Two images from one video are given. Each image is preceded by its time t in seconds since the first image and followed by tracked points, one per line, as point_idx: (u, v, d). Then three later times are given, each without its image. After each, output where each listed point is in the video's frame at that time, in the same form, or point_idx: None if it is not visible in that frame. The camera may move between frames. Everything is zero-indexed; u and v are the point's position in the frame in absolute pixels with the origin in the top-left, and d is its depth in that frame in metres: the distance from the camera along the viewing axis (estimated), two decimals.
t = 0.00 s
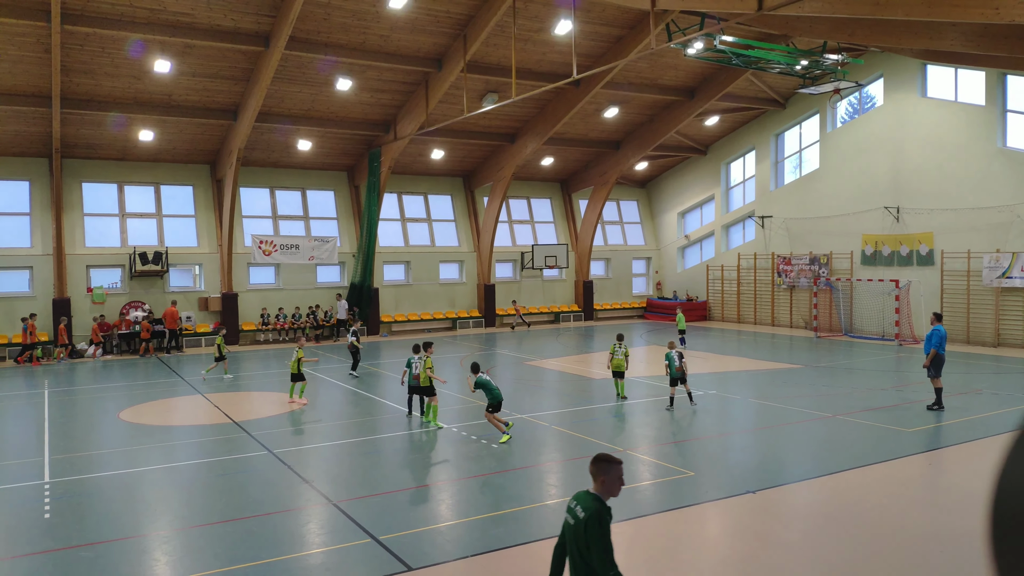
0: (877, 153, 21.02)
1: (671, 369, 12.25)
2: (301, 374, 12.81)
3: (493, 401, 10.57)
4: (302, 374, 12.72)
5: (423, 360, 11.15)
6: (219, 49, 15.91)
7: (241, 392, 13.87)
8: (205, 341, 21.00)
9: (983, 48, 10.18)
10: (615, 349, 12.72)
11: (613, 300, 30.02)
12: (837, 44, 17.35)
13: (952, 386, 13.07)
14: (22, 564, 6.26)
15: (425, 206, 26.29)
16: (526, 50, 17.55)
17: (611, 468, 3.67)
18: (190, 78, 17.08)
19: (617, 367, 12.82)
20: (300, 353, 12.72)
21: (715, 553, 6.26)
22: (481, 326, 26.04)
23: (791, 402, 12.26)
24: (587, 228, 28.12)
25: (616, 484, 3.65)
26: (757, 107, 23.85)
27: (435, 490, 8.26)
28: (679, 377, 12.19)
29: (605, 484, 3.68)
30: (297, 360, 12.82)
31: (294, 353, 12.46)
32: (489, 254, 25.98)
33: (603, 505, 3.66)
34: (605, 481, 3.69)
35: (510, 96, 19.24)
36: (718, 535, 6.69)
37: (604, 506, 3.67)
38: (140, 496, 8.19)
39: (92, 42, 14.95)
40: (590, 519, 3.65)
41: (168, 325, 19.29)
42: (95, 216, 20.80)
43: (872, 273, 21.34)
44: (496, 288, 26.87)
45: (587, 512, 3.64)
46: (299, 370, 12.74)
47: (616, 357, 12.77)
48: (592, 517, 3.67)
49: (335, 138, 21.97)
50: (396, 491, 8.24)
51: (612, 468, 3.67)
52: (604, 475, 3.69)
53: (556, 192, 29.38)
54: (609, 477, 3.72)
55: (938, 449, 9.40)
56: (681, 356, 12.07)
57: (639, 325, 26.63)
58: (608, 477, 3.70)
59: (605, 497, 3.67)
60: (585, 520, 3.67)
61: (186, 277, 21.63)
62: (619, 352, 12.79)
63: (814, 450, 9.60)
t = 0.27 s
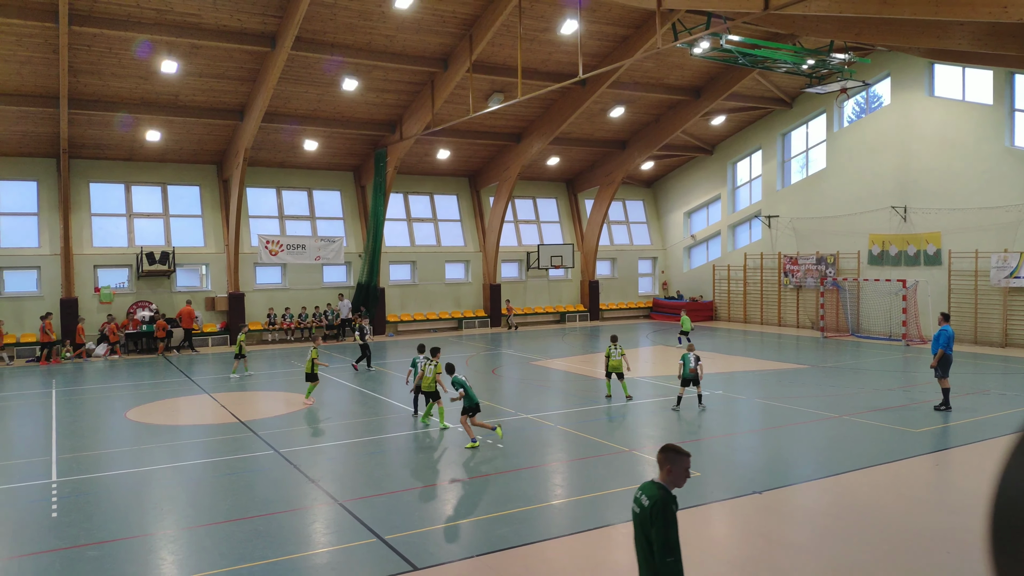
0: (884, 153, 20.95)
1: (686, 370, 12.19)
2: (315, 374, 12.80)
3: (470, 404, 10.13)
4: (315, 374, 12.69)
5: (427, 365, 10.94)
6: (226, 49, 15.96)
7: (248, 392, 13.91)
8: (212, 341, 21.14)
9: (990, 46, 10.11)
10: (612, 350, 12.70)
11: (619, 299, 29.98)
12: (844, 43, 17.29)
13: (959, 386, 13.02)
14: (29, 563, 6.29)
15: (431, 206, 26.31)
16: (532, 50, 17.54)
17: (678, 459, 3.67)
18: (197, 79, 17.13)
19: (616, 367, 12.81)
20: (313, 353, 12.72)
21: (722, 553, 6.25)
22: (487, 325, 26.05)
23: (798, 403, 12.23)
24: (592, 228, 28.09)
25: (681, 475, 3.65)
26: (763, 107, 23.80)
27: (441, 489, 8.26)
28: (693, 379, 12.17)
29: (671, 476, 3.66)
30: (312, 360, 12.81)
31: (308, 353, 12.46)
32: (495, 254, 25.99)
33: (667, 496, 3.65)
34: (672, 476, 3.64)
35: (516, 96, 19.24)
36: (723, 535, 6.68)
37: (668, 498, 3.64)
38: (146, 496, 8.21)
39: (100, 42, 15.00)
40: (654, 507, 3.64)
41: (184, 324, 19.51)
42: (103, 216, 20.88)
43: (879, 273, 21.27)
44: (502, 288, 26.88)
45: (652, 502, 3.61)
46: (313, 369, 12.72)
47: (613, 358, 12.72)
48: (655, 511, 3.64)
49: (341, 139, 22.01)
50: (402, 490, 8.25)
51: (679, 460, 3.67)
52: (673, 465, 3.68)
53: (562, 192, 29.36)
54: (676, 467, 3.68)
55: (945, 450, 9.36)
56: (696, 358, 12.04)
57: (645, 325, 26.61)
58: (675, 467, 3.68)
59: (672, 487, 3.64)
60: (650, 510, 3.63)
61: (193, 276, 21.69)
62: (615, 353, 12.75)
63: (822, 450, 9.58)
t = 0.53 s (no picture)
0: (889, 152, 20.90)
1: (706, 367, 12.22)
2: (329, 375, 12.73)
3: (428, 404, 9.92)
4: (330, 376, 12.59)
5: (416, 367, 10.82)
6: (231, 50, 16.00)
7: (253, 392, 13.93)
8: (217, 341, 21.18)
9: (996, 46, 10.08)
10: (609, 349, 12.79)
11: (623, 299, 29.96)
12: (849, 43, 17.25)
13: (965, 386, 12.97)
14: (35, 562, 6.31)
15: (435, 206, 26.33)
16: (536, 50, 17.54)
17: (743, 463, 3.90)
18: (202, 79, 17.17)
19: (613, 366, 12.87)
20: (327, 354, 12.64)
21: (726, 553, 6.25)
22: (491, 325, 26.05)
23: (803, 403, 12.20)
24: (597, 228, 28.07)
25: (743, 480, 3.94)
26: (768, 106, 23.76)
27: (444, 489, 8.28)
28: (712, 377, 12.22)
29: (734, 481, 3.93)
30: (326, 360, 12.74)
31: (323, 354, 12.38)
32: (499, 254, 25.99)
33: (729, 498, 3.91)
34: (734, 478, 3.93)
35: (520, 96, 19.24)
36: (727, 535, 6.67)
37: (731, 502, 3.91)
38: (151, 495, 8.23)
39: (105, 43, 15.04)
40: (719, 510, 3.82)
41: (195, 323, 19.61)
42: (108, 216, 20.94)
43: (884, 273, 21.21)
44: (506, 288, 26.88)
45: (713, 506, 3.89)
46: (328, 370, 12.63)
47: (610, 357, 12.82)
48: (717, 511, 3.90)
49: (345, 139, 22.03)
50: (406, 490, 8.25)
51: (743, 466, 3.90)
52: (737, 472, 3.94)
53: (566, 192, 29.35)
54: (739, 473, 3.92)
55: (950, 450, 9.34)
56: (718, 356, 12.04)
57: (649, 325, 26.58)
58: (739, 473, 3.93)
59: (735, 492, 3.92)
60: (713, 513, 3.84)
61: (198, 276, 21.79)
62: (612, 352, 12.83)
63: (827, 451, 9.55)
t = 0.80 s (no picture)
0: (892, 152, 20.87)
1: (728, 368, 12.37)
2: (334, 375, 12.78)
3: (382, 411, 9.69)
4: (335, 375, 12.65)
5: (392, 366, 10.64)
6: (234, 50, 16.02)
7: (257, 391, 13.95)
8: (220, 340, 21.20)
9: (1000, 45, 10.05)
10: (605, 349, 12.85)
11: (626, 299, 29.94)
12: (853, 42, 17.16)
13: (968, 386, 12.94)
14: (39, 561, 6.32)
15: (438, 206, 26.34)
16: (539, 50, 17.54)
17: (814, 463, 3.79)
18: (205, 79, 17.18)
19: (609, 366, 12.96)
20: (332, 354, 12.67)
21: (728, 553, 6.24)
22: (494, 325, 26.05)
23: (806, 403, 12.19)
24: (599, 228, 28.07)
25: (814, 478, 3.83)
26: (771, 106, 23.75)
27: (447, 489, 8.28)
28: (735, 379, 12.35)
29: (807, 479, 3.77)
30: (332, 360, 12.77)
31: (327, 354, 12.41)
32: (502, 254, 25.99)
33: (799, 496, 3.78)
34: (803, 472, 3.86)
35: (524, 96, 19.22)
36: (730, 535, 6.67)
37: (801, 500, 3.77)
38: (155, 494, 8.24)
39: (109, 43, 15.06)
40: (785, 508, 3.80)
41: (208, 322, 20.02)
42: (112, 216, 20.98)
43: (888, 272, 21.18)
44: (509, 288, 26.89)
45: (783, 502, 3.80)
46: (333, 370, 12.68)
47: (606, 357, 12.93)
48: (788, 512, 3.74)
49: (348, 139, 22.04)
50: (409, 490, 8.26)
51: (816, 463, 3.79)
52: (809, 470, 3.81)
53: (569, 192, 29.35)
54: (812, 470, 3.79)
55: (954, 451, 9.32)
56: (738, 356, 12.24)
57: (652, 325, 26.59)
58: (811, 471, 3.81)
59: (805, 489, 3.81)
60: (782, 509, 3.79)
61: (201, 276, 21.78)
62: (608, 352, 12.88)
63: (830, 451, 9.54)
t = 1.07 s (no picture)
0: (895, 153, 20.85)
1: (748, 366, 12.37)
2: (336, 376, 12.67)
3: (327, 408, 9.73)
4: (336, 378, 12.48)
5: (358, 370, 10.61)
6: (238, 51, 16.04)
7: (260, 392, 13.96)
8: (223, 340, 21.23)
9: (1005, 45, 10.01)
10: (603, 345, 13.18)
11: (629, 300, 29.92)
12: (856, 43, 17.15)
13: (971, 387, 12.92)
14: (43, 560, 6.34)
15: (441, 206, 26.37)
16: (543, 50, 17.55)
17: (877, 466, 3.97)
18: (209, 79, 17.22)
19: (606, 363, 13.25)
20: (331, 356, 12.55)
21: (732, 554, 6.25)
22: (497, 326, 26.06)
23: (810, 404, 12.18)
24: (602, 228, 28.07)
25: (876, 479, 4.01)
26: (775, 106, 23.73)
27: (450, 489, 8.30)
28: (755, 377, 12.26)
29: (869, 476, 4.03)
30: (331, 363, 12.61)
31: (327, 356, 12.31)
32: (505, 254, 26.00)
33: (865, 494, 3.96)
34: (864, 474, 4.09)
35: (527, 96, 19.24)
36: (733, 536, 6.66)
37: (867, 497, 3.96)
38: (158, 495, 8.25)
39: (113, 44, 15.10)
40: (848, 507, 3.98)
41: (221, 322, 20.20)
42: (116, 216, 21.02)
43: (891, 273, 21.15)
44: (511, 288, 26.90)
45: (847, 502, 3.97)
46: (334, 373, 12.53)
47: (604, 353, 13.26)
48: (853, 499, 3.90)
49: (351, 139, 22.06)
50: (412, 490, 8.27)
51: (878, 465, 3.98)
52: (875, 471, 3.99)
53: (572, 192, 29.35)
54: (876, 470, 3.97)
55: (958, 452, 9.30)
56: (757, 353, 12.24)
57: (655, 326, 26.58)
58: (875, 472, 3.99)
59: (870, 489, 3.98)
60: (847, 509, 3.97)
61: (205, 276, 21.82)
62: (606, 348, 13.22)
63: (834, 452, 9.53)
